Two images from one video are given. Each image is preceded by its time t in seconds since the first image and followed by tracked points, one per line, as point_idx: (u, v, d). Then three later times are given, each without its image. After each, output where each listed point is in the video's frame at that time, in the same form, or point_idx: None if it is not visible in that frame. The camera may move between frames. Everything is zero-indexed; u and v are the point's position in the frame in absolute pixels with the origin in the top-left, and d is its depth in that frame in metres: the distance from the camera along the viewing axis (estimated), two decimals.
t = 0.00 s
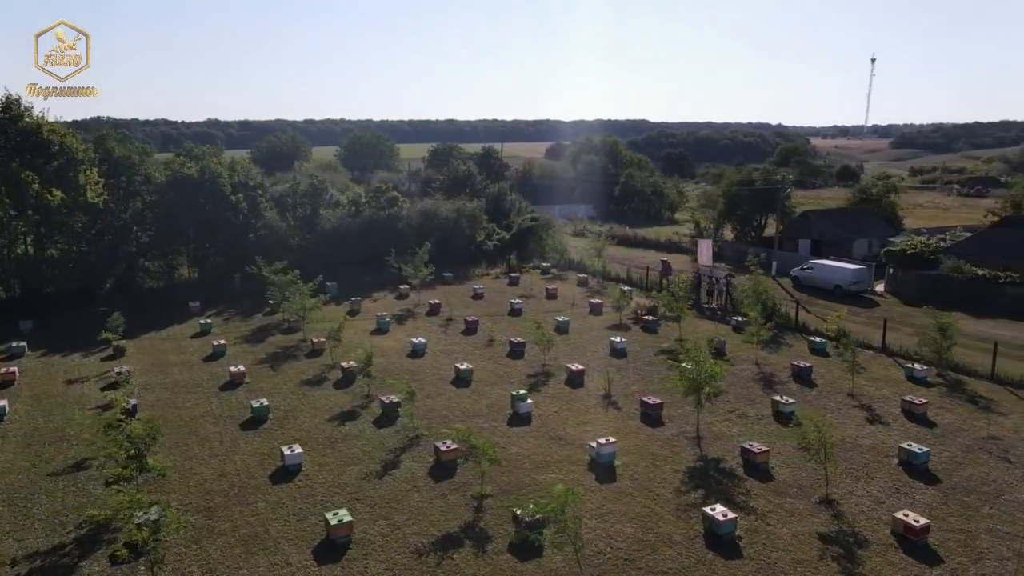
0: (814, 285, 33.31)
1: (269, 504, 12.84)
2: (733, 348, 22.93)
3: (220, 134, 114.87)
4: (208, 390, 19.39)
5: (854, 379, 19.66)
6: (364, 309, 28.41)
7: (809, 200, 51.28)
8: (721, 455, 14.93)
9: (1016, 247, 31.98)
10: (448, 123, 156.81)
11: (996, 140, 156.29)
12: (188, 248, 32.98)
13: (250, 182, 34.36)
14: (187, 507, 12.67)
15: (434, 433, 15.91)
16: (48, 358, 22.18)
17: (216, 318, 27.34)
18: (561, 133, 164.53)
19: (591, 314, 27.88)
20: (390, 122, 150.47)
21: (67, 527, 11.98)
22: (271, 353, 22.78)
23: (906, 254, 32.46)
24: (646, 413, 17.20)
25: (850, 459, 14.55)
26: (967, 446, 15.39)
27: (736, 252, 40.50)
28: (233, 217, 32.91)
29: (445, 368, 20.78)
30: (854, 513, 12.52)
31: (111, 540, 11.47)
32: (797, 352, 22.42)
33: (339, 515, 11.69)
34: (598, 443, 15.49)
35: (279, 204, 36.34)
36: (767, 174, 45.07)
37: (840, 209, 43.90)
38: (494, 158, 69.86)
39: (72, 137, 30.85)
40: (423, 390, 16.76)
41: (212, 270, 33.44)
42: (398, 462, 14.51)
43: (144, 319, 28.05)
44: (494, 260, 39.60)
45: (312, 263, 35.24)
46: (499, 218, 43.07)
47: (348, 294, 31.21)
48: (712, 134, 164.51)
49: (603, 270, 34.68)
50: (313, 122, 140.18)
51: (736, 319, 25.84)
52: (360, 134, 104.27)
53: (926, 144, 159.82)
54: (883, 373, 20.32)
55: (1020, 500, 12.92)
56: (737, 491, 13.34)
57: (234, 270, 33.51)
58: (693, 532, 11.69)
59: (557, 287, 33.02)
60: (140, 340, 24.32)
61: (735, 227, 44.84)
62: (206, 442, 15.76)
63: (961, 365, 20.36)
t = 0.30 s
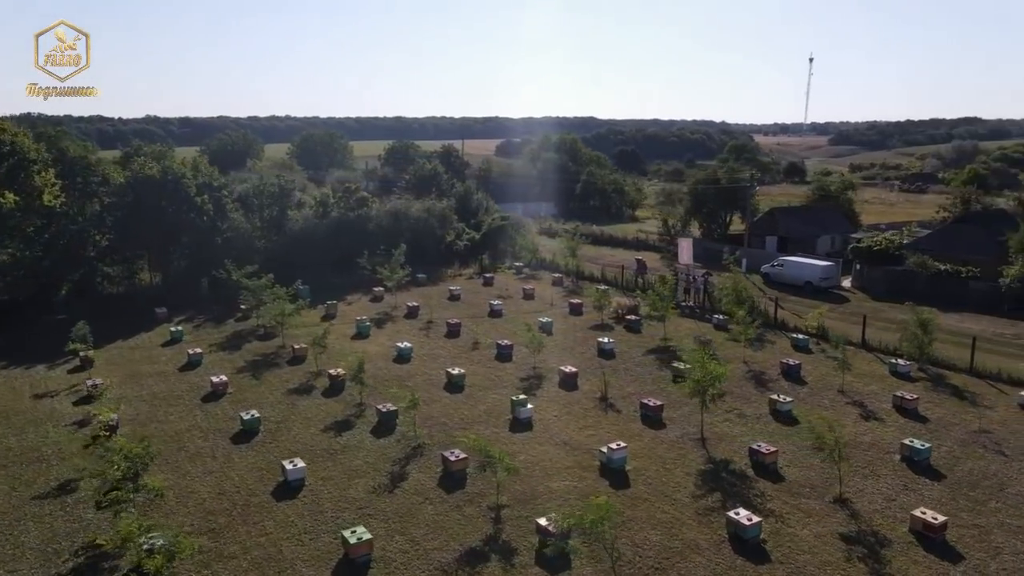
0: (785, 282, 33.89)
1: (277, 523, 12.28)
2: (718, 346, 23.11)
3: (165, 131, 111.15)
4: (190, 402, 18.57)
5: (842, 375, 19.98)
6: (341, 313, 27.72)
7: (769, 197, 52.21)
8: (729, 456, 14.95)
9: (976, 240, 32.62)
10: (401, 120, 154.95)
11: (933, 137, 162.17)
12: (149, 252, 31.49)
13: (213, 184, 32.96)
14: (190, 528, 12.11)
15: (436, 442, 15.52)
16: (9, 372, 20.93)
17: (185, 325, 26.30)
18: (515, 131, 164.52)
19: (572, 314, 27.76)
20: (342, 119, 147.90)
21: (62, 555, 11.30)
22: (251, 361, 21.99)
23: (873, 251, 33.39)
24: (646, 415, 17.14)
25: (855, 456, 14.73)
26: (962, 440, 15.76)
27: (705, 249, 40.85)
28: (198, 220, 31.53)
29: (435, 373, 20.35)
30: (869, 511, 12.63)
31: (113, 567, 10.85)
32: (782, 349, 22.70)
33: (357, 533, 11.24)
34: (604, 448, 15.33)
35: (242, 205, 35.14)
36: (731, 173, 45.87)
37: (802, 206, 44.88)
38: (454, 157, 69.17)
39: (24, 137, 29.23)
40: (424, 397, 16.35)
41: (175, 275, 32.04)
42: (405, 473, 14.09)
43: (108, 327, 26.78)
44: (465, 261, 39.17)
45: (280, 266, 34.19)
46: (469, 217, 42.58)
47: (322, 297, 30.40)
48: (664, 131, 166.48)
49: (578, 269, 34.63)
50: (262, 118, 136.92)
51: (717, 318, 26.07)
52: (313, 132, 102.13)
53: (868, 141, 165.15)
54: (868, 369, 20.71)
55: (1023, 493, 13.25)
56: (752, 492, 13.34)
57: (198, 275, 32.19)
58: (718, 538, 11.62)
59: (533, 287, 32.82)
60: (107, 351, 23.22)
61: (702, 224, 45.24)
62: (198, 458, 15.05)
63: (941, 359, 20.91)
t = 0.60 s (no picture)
0: (754, 278, 34.31)
1: (287, 544, 11.71)
2: (703, 344, 23.25)
3: (104, 127, 106.63)
4: (170, 415, 17.69)
5: (827, 371, 20.30)
6: (316, 318, 26.95)
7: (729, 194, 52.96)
8: (735, 457, 14.97)
9: (934, 234, 33.61)
10: (351, 117, 152.21)
11: (873, 134, 167.49)
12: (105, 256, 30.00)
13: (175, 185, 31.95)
14: (196, 553, 11.39)
15: (440, 452, 15.09)
16: None
17: (153, 333, 25.14)
18: (467, 128, 163.67)
19: (552, 314, 27.56)
20: (290, 116, 144.46)
21: None
22: (228, 370, 21.15)
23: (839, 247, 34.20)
24: (646, 416, 17.06)
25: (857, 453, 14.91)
26: (954, 433, 16.13)
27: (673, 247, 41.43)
28: (157, 222, 30.21)
29: (425, 379, 19.87)
30: (882, 508, 12.77)
31: None
32: (765, 346, 22.95)
33: (379, 551, 10.79)
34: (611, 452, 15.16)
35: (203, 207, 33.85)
36: (695, 170, 46.58)
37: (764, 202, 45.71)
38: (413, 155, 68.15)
39: None
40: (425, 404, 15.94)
41: (133, 280, 30.59)
42: (413, 485, 13.65)
43: (67, 337, 25.32)
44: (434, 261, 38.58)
45: (245, 269, 33.03)
46: (436, 216, 41.99)
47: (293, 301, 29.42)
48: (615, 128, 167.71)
49: (551, 268, 34.46)
50: (206, 114, 132.72)
51: (697, 316, 26.24)
52: (263, 129, 99.35)
53: (810, 137, 169.82)
54: (852, 364, 21.09)
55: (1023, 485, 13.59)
56: (765, 493, 13.35)
57: (159, 280, 30.79)
58: (743, 542, 11.57)
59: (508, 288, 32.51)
60: (72, 362, 21.99)
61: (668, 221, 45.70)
62: (189, 475, 14.31)
63: (920, 353, 21.43)
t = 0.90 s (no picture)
0: (724, 274, 34.76)
1: (302, 567, 11.14)
2: (687, 342, 23.32)
3: (35, 122, 101.39)
4: (150, 430, 16.76)
5: (813, 367, 20.59)
6: (288, 323, 26.06)
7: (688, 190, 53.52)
8: (741, 456, 14.98)
9: (896, 230, 34.65)
10: (296, 113, 148.55)
11: (813, 130, 172.26)
12: (57, 262, 28.32)
13: (131, 185, 30.36)
14: None
15: (444, 463, 14.66)
16: None
17: (116, 343, 23.87)
18: (416, 124, 161.95)
19: (530, 314, 27.29)
20: (233, 112, 140.08)
21: None
22: (205, 379, 20.20)
23: (803, 243, 34.96)
24: (646, 417, 16.96)
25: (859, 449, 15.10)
26: (945, 425, 16.52)
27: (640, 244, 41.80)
28: (115, 225, 28.56)
29: (414, 385, 19.36)
30: (894, 505, 12.92)
31: None
32: (748, 342, 23.17)
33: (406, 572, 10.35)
34: (617, 457, 14.97)
35: (160, 207, 32.35)
36: (657, 168, 47.03)
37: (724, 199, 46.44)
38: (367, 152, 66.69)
39: None
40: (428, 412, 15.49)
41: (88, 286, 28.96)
42: (423, 498, 13.20)
43: (22, 348, 23.76)
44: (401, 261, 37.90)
45: (207, 272, 31.78)
46: (400, 215, 41.25)
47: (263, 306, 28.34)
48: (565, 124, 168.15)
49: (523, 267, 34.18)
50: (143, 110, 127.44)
51: (675, 313, 26.37)
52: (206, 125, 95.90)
53: (754, 133, 173.84)
54: (834, 359, 21.45)
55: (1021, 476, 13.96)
56: (779, 494, 13.36)
57: (116, 286, 29.23)
58: (768, 544, 11.52)
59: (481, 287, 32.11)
60: (32, 376, 20.66)
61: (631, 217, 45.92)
62: (181, 495, 13.53)
63: (897, 346, 21.96)
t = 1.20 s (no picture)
0: (693, 269, 35.04)
1: None
2: (670, 340, 23.35)
3: None
4: (129, 447, 15.81)
5: (798, 363, 20.85)
6: (259, 328, 25.09)
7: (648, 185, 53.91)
8: (746, 456, 14.98)
9: (857, 224, 35.53)
10: (239, 108, 144.20)
11: (755, 125, 176.32)
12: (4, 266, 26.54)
13: (83, 185, 28.88)
14: None
15: (450, 473, 14.23)
16: None
17: (76, 353, 22.53)
18: (363, 118, 159.39)
19: (508, 314, 26.96)
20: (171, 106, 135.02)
21: None
22: (180, 391, 19.21)
23: (769, 238, 35.57)
24: (645, 418, 16.83)
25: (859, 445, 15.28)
26: (934, 417, 16.89)
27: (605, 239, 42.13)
28: (67, 227, 27.12)
29: (403, 391, 18.80)
30: (903, 500, 13.08)
31: None
32: (730, 338, 23.34)
33: None
34: (624, 461, 14.78)
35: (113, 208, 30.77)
36: (620, 163, 47.19)
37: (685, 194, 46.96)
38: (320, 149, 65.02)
39: None
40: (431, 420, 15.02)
41: (38, 292, 27.20)
42: (435, 511, 12.74)
43: None
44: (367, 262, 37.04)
45: (165, 276, 30.30)
46: (363, 213, 40.30)
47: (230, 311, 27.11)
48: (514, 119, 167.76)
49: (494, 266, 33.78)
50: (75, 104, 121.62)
51: (654, 310, 26.41)
52: (145, 120, 92.00)
53: (698, 127, 176.97)
54: (816, 353, 21.77)
55: (1016, 467, 14.34)
56: (791, 493, 13.38)
57: (69, 291, 27.48)
58: (792, 546, 11.48)
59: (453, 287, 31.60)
60: None
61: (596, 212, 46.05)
62: (175, 518, 12.74)
63: (874, 339, 22.43)
